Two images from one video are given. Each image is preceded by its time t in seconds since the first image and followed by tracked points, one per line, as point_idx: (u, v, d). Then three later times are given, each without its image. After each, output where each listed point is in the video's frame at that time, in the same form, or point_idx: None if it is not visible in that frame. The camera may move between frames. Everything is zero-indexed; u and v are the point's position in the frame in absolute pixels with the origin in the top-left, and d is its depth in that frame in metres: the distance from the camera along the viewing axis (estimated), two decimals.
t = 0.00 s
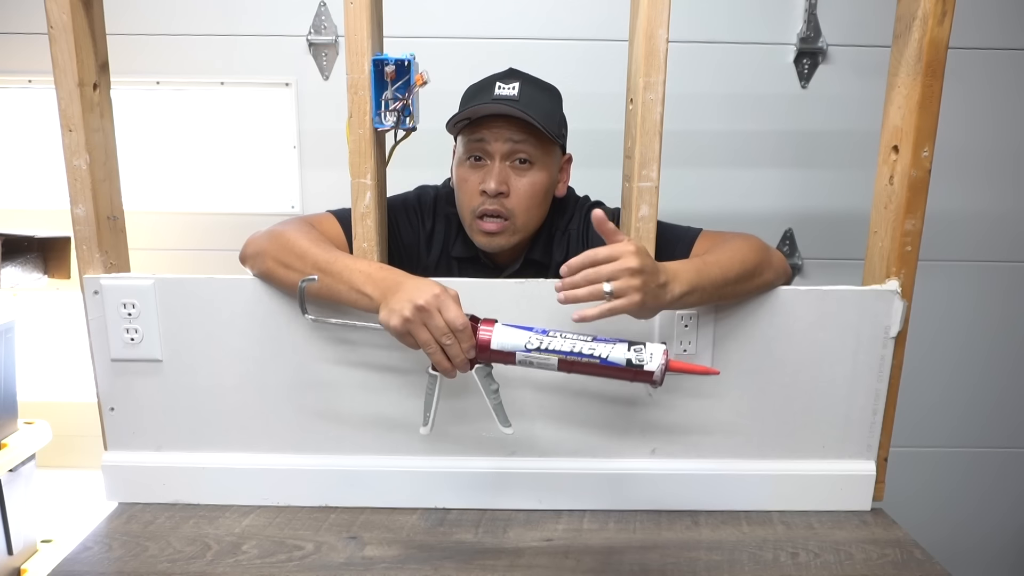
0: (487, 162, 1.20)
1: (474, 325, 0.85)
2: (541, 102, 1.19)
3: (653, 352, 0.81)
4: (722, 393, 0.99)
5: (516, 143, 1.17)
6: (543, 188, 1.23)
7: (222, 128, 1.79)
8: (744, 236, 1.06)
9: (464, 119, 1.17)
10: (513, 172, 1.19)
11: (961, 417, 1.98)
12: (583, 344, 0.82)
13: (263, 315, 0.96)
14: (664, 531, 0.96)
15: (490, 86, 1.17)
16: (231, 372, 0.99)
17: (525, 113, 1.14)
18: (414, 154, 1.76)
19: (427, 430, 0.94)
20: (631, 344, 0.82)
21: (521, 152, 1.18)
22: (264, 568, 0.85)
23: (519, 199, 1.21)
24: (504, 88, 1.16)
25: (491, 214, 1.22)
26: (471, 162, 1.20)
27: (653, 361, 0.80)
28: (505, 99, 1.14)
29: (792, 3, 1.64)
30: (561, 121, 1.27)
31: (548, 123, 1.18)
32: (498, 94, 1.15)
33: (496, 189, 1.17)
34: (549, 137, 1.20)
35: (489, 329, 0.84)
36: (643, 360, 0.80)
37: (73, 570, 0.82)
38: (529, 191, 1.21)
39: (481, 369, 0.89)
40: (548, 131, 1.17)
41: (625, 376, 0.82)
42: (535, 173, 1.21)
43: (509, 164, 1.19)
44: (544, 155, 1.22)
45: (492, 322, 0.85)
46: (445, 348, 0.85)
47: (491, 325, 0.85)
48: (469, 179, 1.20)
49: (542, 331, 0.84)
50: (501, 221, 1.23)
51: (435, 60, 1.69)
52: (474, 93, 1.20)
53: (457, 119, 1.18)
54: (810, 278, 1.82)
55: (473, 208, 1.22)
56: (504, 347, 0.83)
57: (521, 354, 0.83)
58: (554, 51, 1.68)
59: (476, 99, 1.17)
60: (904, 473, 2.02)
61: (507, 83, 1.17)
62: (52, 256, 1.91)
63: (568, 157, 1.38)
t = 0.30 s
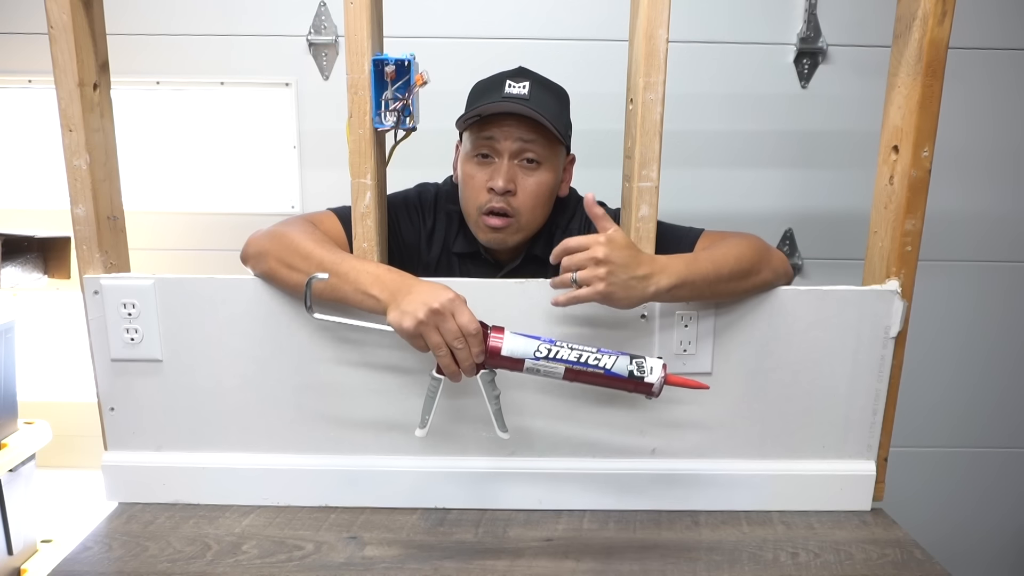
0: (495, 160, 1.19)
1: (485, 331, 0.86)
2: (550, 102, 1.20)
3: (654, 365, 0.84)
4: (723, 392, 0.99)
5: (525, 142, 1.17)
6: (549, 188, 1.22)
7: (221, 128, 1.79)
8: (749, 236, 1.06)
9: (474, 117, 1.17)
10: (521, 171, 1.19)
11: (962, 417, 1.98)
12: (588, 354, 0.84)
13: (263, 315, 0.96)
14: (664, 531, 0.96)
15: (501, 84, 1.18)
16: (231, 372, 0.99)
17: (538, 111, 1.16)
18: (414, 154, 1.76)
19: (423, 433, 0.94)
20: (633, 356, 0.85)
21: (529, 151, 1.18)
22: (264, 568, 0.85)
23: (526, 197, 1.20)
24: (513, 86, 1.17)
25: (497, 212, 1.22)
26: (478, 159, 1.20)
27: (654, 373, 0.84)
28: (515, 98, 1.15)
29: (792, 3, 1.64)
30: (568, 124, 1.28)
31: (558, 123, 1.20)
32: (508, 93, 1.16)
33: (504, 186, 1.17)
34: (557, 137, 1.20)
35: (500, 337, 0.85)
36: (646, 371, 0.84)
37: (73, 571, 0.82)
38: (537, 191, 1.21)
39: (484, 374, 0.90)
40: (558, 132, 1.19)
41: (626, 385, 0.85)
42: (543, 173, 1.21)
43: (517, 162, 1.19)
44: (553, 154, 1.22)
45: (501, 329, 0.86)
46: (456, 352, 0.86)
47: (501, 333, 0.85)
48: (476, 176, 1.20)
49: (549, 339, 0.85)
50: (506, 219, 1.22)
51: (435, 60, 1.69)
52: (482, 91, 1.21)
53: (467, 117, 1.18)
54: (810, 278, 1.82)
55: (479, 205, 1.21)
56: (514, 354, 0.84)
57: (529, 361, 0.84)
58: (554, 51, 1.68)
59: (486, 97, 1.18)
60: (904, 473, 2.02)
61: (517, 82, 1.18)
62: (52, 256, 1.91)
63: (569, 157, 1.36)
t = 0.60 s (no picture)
0: (500, 173, 1.17)
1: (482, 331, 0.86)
2: (555, 107, 1.16)
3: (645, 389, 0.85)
4: (723, 392, 0.99)
5: (532, 157, 1.15)
6: (555, 196, 1.21)
7: (221, 128, 1.79)
8: (747, 235, 1.06)
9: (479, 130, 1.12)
10: (528, 183, 1.18)
11: (962, 417, 1.98)
12: (582, 368, 0.84)
13: (264, 315, 0.96)
14: (664, 531, 0.96)
15: (504, 90, 1.14)
16: (232, 372, 0.99)
17: (543, 122, 1.12)
18: (414, 154, 1.76)
19: (399, 435, 0.92)
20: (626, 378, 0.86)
21: (536, 164, 1.16)
22: (264, 568, 0.85)
23: (534, 208, 1.20)
24: (517, 94, 1.12)
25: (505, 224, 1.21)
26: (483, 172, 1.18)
27: (646, 395, 0.84)
28: (520, 108, 1.11)
29: (792, 3, 1.64)
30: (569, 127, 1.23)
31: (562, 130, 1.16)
32: (512, 101, 1.12)
33: (513, 201, 1.16)
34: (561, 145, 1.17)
35: (499, 339, 0.84)
36: (638, 393, 0.84)
37: (73, 571, 0.82)
38: (543, 201, 1.20)
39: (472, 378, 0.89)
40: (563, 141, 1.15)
41: (615, 406, 0.85)
42: (549, 183, 1.19)
43: (524, 175, 1.17)
44: (558, 161, 1.19)
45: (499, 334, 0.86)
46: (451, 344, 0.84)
47: (498, 336, 0.85)
48: (482, 189, 1.18)
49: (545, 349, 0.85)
50: (515, 229, 1.22)
51: (435, 60, 1.69)
52: (482, 97, 1.16)
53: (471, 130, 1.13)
54: (810, 278, 1.82)
55: (487, 218, 1.21)
56: (511, 357, 0.83)
57: (523, 366, 0.83)
58: (554, 51, 1.68)
59: (489, 106, 1.14)
60: (905, 473, 2.02)
61: (521, 88, 1.14)
62: (52, 256, 1.91)
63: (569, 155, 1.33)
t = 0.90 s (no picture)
0: (507, 190, 1.15)
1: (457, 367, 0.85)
2: (563, 116, 1.14)
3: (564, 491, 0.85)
4: (723, 392, 0.99)
5: (540, 175, 1.12)
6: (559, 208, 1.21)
7: (221, 128, 1.79)
8: (746, 237, 1.06)
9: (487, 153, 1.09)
10: (536, 200, 1.16)
11: (961, 417, 1.98)
12: (525, 447, 0.84)
13: (263, 315, 0.96)
14: (664, 531, 0.96)
15: (510, 104, 1.10)
16: (231, 372, 0.99)
17: (551, 143, 1.09)
18: (413, 154, 1.76)
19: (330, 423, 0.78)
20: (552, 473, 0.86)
21: (544, 182, 1.13)
22: (264, 568, 0.85)
23: (540, 223, 1.19)
24: (524, 109, 1.09)
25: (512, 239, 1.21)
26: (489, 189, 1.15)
27: (563, 497, 0.84)
28: (528, 125, 1.09)
29: (792, 3, 1.64)
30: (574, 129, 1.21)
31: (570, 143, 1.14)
32: (519, 117, 1.09)
33: (521, 220, 1.15)
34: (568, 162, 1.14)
35: (469, 383, 0.83)
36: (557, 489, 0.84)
37: (73, 571, 0.82)
38: (550, 215, 1.19)
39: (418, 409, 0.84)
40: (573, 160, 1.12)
41: (531, 493, 0.84)
42: (556, 198, 1.18)
43: (531, 192, 1.15)
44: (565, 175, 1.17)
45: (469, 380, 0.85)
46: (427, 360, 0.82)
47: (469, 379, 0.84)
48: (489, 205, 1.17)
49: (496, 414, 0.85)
50: (520, 244, 1.22)
51: (435, 60, 1.69)
52: (488, 112, 1.12)
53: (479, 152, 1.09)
54: (810, 278, 1.82)
55: (494, 233, 1.20)
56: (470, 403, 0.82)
57: (477, 419, 0.82)
58: (554, 51, 1.68)
59: (497, 122, 1.11)
60: (904, 473, 2.02)
61: (527, 101, 1.10)
62: (52, 256, 1.91)
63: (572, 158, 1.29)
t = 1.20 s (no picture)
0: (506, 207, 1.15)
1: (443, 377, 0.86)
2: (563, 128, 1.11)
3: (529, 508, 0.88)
4: (723, 393, 0.99)
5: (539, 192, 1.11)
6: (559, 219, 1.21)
7: (221, 128, 1.79)
8: (747, 236, 1.06)
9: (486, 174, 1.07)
10: (535, 215, 1.16)
11: (961, 417, 1.98)
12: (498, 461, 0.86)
13: (263, 315, 0.96)
14: (664, 531, 0.96)
15: (507, 120, 1.08)
16: (231, 372, 0.99)
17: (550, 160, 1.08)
18: (414, 154, 1.76)
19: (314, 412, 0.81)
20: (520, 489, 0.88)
21: (543, 198, 1.13)
22: (264, 568, 0.85)
23: (540, 236, 1.20)
24: (522, 125, 1.07)
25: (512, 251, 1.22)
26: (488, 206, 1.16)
27: (525, 514, 0.87)
28: (526, 141, 1.07)
29: (792, 3, 1.64)
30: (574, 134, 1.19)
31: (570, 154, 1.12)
32: (517, 134, 1.07)
33: (521, 237, 1.16)
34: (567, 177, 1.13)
35: (453, 395, 0.85)
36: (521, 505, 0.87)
37: (73, 571, 0.82)
38: (549, 227, 1.20)
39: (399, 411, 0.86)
40: (573, 180, 1.10)
41: (495, 506, 0.86)
42: (555, 210, 1.18)
43: (530, 208, 1.15)
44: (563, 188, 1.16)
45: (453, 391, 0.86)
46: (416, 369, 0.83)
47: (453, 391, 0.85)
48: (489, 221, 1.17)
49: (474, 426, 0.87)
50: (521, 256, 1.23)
51: (435, 60, 1.69)
52: (485, 126, 1.09)
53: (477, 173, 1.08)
54: (810, 278, 1.82)
55: (494, 246, 1.22)
56: (451, 413, 0.84)
57: (456, 429, 0.84)
58: (553, 51, 1.68)
59: (494, 138, 1.08)
60: (904, 473, 2.02)
61: (525, 116, 1.08)
62: (52, 256, 1.91)
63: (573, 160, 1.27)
